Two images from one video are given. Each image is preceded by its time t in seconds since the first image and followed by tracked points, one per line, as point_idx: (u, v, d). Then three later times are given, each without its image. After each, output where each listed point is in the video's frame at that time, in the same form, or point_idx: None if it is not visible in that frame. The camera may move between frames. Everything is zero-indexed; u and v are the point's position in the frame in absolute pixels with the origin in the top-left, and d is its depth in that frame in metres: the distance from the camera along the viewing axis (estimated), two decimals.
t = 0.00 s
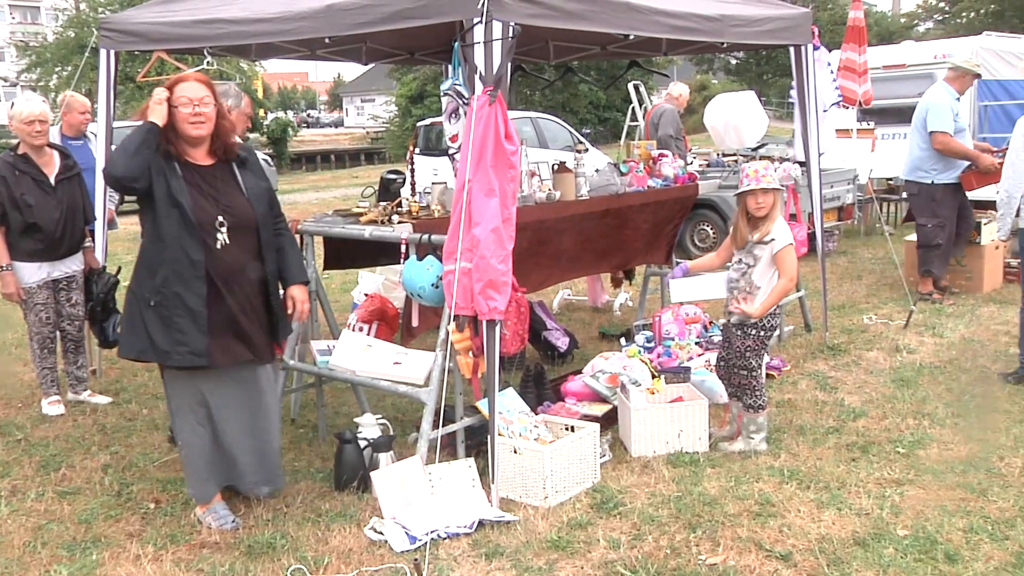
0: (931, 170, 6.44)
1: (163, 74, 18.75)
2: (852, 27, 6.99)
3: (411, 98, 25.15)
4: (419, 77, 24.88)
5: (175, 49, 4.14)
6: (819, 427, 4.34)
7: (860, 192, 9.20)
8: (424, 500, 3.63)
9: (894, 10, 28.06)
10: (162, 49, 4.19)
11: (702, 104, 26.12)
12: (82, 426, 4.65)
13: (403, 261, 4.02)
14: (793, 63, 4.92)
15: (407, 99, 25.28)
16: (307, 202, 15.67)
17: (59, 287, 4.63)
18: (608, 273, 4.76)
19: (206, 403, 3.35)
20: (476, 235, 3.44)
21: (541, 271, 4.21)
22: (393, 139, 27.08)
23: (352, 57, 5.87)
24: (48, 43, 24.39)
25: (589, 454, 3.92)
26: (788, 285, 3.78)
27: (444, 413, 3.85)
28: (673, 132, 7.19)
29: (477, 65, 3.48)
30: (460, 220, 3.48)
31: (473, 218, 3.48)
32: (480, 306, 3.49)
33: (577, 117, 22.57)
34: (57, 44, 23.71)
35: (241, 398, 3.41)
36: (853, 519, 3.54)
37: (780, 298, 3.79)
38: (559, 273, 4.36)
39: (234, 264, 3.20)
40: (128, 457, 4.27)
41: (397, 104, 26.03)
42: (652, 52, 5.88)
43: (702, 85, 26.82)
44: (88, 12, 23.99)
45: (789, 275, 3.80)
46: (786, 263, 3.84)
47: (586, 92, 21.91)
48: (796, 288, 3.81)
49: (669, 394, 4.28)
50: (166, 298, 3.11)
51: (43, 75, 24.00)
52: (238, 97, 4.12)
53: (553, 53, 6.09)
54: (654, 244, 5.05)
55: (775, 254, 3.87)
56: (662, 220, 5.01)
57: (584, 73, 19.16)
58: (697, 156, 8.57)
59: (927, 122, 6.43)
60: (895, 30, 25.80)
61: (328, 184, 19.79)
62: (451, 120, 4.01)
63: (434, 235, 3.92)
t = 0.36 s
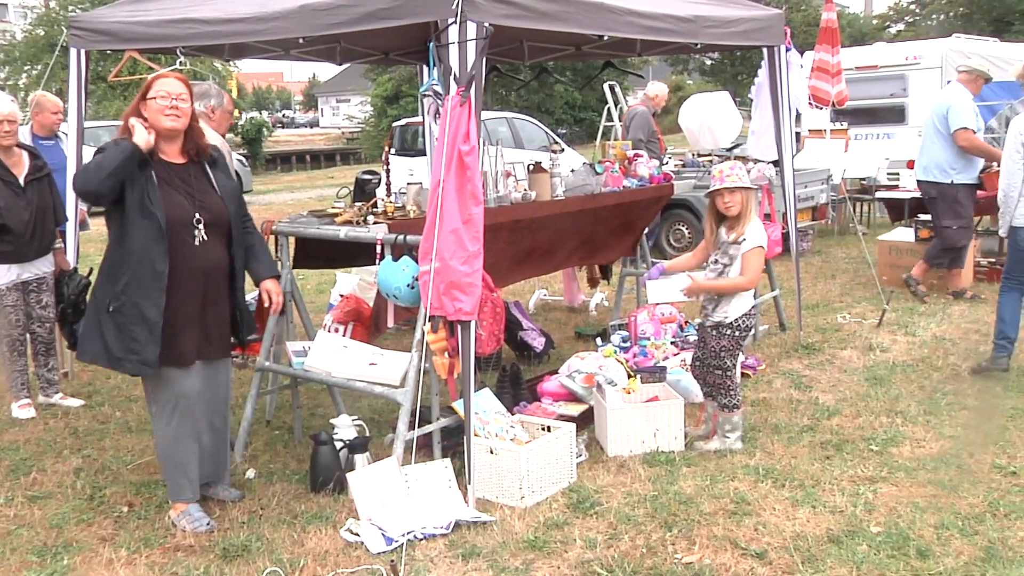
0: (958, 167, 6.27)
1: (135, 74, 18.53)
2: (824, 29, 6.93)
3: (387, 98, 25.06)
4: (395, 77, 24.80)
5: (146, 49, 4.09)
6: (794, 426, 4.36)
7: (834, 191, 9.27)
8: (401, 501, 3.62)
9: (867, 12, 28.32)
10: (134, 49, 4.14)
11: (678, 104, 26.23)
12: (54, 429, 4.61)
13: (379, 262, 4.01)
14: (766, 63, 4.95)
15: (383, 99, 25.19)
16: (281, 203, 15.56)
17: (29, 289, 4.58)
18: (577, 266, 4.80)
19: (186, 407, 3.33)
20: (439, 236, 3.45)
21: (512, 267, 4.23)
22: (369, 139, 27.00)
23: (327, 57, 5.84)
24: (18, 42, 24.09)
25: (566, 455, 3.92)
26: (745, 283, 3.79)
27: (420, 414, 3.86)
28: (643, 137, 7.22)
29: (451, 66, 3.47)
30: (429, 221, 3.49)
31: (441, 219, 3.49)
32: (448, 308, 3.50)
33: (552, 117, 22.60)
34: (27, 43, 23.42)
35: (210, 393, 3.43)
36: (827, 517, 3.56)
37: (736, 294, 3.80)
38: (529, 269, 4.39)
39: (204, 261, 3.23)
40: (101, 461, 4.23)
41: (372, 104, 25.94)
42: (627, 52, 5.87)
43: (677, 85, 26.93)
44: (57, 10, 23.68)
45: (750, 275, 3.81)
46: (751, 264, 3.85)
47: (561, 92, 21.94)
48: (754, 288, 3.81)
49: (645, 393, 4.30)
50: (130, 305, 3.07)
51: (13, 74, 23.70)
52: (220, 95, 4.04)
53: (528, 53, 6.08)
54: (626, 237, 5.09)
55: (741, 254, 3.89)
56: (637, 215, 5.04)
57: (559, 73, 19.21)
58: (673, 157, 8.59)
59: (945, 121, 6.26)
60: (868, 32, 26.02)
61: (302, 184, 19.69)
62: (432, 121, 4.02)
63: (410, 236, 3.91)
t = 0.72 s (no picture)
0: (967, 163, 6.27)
1: (104, 74, 18.28)
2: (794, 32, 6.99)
3: (359, 99, 24.95)
4: (367, 78, 24.67)
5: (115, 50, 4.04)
6: (766, 425, 4.39)
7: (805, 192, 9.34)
8: (374, 504, 3.61)
9: (838, 16, 28.64)
10: (102, 49, 4.08)
11: (651, 105, 26.34)
12: (21, 435, 4.55)
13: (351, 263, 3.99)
14: (738, 64, 4.98)
15: (355, 101, 25.06)
16: (252, 204, 15.45)
17: None
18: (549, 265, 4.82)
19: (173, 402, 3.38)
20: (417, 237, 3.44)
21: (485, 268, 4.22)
22: (341, 141, 26.87)
23: (298, 58, 5.81)
24: None
25: (540, 455, 3.92)
26: (697, 281, 3.80)
27: (393, 417, 3.83)
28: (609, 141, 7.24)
29: (424, 67, 3.46)
30: (405, 222, 3.48)
31: (418, 220, 3.48)
32: (423, 308, 3.49)
33: (525, 118, 22.63)
34: None
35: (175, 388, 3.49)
36: (799, 515, 3.58)
37: (686, 291, 3.82)
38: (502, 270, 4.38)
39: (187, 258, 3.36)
40: (69, 466, 4.19)
41: (345, 106, 25.82)
42: (600, 53, 5.88)
43: (650, 87, 27.06)
44: (23, 9, 23.30)
45: (702, 274, 3.81)
46: (708, 263, 3.84)
47: (534, 93, 21.96)
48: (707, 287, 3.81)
49: (618, 393, 4.30)
50: (125, 312, 3.11)
51: None
52: (195, 96, 3.93)
53: (502, 54, 6.08)
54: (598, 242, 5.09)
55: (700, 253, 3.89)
56: (608, 218, 5.06)
57: (532, 75, 19.24)
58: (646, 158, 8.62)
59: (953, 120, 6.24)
60: (838, 34, 26.27)
61: (274, 186, 19.55)
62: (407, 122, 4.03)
63: (382, 237, 3.90)
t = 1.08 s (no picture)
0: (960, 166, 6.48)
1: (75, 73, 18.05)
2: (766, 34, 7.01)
3: (332, 101, 24.82)
4: (339, 79, 24.54)
5: (85, 51, 4.01)
6: (739, 425, 4.42)
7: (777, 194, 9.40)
8: (348, 506, 3.59)
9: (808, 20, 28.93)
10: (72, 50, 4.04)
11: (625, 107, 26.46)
12: None
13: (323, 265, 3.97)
14: (711, 66, 5.01)
15: (328, 102, 24.93)
16: (224, 205, 15.36)
17: None
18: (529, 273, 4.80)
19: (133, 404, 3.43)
20: (400, 238, 3.43)
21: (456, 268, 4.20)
22: (314, 142, 26.74)
23: (271, 59, 5.78)
24: None
25: (513, 456, 3.92)
26: (665, 280, 3.82)
27: (366, 419, 3.81)
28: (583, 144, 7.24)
29: (399, 68, 3.46)
30: (383, 224, 3.47)
31: (397, 221, 3.47)
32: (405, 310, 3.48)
33: (498, 120, 22.64)
34: None
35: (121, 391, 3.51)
36: (771, 514, 3.60)
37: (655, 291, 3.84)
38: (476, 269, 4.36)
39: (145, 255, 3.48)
40: (37, 471, 4.13)
41: (317, 107, 25.69)
42: (573, 55, 5.89)
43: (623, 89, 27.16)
44: None
45: (671, 273, 3.82)
46: (674, 263, 3.87)
47: (507, 95, 21.96)
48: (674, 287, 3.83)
49: (592, 394, 4.30)
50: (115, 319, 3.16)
51: None
52: (164, 97, 3.90)
53: (475, 55, 6.09)
54: (577, 246, 5.09)
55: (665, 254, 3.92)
56: (585, 221, 5.07)
57: (506, 76, 19.28)
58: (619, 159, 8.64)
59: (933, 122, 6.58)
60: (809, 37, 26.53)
61: (245, 187, 19.39)
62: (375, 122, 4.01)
63: (355, 238, 3.88)
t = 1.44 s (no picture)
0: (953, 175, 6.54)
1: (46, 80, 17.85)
2: (737, 43, 7.05)
3: (305, 109, 24.74)
4: (312, 88, 24.46)
5: (52, 60, 3.97)
6: (712, 432, 4.43)
7: (749, 201, 9.47)
8: (321, 517, 3.57)
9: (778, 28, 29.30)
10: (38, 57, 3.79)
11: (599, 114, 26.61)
12: None
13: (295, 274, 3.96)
14: (682, 74, 5.04)
15: (301, 110, 24.84)
16: (195, 215, 15.24)
17: None
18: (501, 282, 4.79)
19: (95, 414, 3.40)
20: (374, 247, 3.42)
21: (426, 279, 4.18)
22: (287, 150, 26.66)
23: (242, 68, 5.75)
24: None
25: (487, 465, 3.92)
26: (620, 289, 3.82)
27: (340, 428, 3.80)
28: (569, 152, 7.16)
29: (370, 77, 3.46)
30: (356, 233, 3.45)
31: (371, 230, 3.46)
32: (380, 318, 3.47)
33: (472, 128, 22.67)
34: None
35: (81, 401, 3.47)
36: (745, 521, 3.62)
37: (617, 304, 3.84)
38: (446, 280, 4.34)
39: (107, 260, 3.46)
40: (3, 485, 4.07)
41: (290, 116, 25.59)
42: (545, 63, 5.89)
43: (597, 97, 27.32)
44: None
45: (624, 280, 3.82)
46: (629, 270, 3.85)
47: (480, 103, 22.02)
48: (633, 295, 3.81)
49: (566, 402, 4.30)
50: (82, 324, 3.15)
51: None
52: (133, 106, 3.87)
53: (448, 64, 6.09)
54: (548, 255, 5.10)
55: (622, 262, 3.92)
56: (557, 230, 5.08)
57: (480, 85, 19.32)
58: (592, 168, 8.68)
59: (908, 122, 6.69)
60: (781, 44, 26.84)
61: (219, 196, 19.25)
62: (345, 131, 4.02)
63: (328, 247, 3.87)
